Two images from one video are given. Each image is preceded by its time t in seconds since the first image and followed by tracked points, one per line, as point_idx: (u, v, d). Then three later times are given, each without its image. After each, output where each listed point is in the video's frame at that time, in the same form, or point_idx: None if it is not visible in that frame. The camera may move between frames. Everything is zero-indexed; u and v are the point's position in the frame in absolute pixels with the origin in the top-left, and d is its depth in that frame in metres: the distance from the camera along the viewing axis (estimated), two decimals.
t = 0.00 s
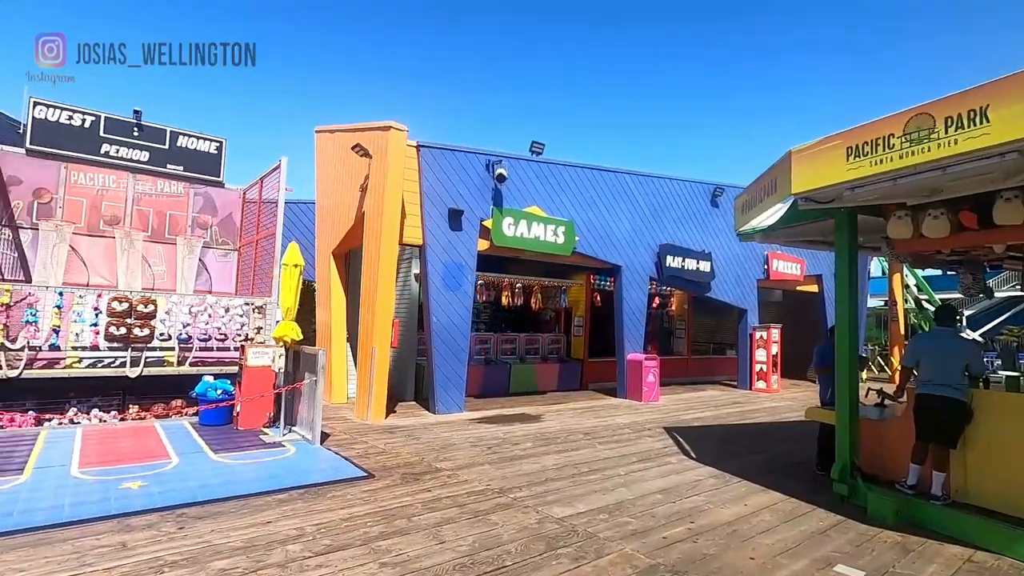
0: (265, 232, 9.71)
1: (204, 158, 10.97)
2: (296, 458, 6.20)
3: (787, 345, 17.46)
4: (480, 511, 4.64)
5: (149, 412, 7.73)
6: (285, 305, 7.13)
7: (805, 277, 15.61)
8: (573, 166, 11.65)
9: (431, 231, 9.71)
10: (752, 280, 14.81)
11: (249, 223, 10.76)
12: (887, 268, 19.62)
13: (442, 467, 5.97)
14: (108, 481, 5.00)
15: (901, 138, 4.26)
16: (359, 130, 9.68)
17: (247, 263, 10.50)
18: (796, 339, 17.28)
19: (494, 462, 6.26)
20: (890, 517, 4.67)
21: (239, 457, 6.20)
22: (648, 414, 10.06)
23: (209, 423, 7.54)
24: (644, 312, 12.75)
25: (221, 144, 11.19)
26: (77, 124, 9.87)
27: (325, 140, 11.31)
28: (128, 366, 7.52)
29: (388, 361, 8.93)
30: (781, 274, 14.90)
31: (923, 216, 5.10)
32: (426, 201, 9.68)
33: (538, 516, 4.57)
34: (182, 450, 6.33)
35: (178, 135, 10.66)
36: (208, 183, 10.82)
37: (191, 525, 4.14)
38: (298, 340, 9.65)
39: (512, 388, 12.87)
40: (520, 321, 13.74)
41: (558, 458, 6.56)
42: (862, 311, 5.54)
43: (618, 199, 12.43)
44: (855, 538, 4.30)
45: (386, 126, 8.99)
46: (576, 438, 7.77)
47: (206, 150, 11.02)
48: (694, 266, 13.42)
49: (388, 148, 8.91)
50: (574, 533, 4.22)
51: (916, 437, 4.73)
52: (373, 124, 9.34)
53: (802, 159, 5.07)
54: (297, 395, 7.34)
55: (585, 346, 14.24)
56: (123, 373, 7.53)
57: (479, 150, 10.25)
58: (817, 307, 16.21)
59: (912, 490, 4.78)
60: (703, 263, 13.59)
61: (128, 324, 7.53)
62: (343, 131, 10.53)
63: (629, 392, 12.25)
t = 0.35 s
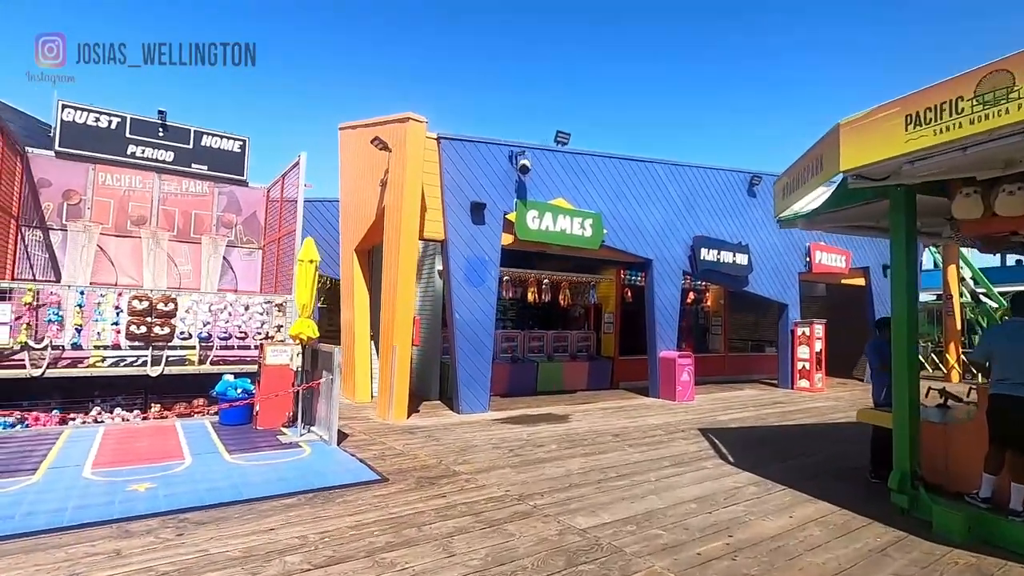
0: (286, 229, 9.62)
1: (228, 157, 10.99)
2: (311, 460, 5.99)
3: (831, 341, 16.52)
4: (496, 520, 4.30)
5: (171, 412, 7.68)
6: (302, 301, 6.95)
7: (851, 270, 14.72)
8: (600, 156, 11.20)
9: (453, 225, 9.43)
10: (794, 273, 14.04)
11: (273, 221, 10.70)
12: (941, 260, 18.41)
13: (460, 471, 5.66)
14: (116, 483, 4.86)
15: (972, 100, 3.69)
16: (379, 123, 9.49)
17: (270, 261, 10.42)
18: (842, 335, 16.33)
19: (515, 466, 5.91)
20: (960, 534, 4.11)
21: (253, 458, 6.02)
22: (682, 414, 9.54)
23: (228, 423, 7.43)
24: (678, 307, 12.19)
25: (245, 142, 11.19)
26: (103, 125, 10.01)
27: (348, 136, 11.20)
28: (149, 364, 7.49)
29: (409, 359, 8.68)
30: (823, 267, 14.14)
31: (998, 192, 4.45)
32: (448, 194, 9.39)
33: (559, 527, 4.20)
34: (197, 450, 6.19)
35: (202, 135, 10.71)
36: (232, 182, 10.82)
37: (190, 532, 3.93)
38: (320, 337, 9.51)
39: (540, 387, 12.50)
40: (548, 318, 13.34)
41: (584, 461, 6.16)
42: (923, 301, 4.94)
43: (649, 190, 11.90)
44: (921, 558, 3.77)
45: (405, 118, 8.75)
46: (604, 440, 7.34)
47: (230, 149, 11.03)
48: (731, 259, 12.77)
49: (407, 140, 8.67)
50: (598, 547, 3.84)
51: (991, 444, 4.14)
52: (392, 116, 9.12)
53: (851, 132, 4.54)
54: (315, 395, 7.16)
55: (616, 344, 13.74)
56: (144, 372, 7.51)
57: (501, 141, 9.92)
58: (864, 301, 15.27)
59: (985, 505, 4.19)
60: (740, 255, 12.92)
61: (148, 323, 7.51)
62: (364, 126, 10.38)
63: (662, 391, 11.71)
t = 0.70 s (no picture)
0: (316, 226, 9.58)
1: (262, 155, 11.09)
2: (332, 461, 5.85)
3: (890, 343, 15.44)
4: (513, 536, 4.00)
5: (202, 408, 7.74)
6: (325, 300, 6.83)
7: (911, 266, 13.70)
8: (637, 147, 10.70)
9: (483, 221, 9.17)
10: (847, 270, 13.15)
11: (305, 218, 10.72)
12: (1014, 255, 16.95)
13: (482, 478, 5.39)
14: (135, 482, 4.82)
15: None
16: (407, 118, 9.30)
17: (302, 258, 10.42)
18: (901, 336, 15.23)
19: (541, 473, 5.60)
20: None
21: (274, 458, 5.93)
22: (724, 419, 8.99)
23: (257, 420, 7.41)
24: (720, 306, 11.58)
25: (278, 140, 11.28)
26: (143, 126, 10.26)
27: (380, 133, 11.10)
28: (180, 361, 7.57)
29: (437, 358, 8.49)
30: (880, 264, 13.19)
31: None
32: (477, 189, 9.14)
33: (581, 546, 3.86)
34: (221, 449, 6.15)
35: (237, 133, 10.85)
36: (265, 180, 10.92)
37: (196, 538, 3.80)
38: (352, 336, 9.49)
39: (574, 387, 12.12)
40: (583, 316, 12.93)
41: (615, 470, 5.78)
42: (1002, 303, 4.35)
43: (689, 182, 11.33)
44: None
45: (432, 111, 8.53)
46: (638, 446, 6.94)
47: (264, 147, 11.13)
48: (778, 255, 12.06)
49: (434, 134, 8.45)
50: (622, 572, 3.49)
51: None
52: (419, 110, 8.93)
53: (917, 111, 3.99)
54: (339, 394, 7.04)
55: (654, 343, 13.20)
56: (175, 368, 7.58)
57: (533, 133, 9.58)
58: (927, 300, 14.18)
59: None
60: (788, 251, 12.17)
61: (178, 320, 7.59)
62: (394, 122, 10.25)
63: (702, 394, 11.15)
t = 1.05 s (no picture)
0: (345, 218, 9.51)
1: (295, 149, 11.13)
2: (350, 456, 5.69)
3: (956, 342, 14.27)
4: (527, 546, 3.69)
5: (231, 399, 7.78)
6: (346, 291, 6.70)
7: (982, 259, 12.57)
8: (676, 133, 10.15)
9: (511, 212, 8.86)
10: (908, 262, 12.17)
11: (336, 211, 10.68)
12: None
13: (501, 479, 5.10)
14: (149, 473, 4.78)
15: None
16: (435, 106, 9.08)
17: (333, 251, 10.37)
18: (969, 335, 14.04)
19: (564, 476, 5.26)
20: None
21: (292, 451, 5.81)
22: (768, 422, 8.40)
23: (282, 413, 7.37)
24: (765, 301, 10.89)
25: (310, 134, 11.30)
26: (179, 121, 10.38)
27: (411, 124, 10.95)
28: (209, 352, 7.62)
29: (463, 352, 8.25)
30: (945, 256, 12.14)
31: None
32: (506, 178, 8.84)
33: (601, 560, 3.51)
34: (242, 441, 6.10)
35: (270, 127, 10.91)
36: (297, 173, 10.96)
37: (197, 535, 3.66)
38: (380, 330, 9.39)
39: (608, 384, 11.70)
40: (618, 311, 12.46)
41: (644, 475, 5.39)
42: None
43: (732, 170, 10.68)
44: None
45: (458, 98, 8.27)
46: (672, 448, 6.50)
47: (297, 141, 11.17)
48: (831, 247, 11.26)
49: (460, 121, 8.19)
50: None
51: None
52: (446, 99, 8.69)
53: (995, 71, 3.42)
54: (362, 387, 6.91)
55: (694, 340, 12.59)
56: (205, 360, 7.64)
57: (564, 120, 9.19)
58: (999, 296, 13.00)
59: None
60: (841, 242, 11.35)
61: (207, 312, 7.62)
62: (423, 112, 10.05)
63: (746, 394, 10.52)
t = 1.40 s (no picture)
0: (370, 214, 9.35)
1: (322, 145, 11.07)
2: (366, 460, 5.47)
3: None
4: (544, 568, 3.35)
5: (255, 398, 7.71)
6: (365, 289, 6.49)
7: None
8: (715, 120, 9.57)
9: (539, 205, 8.51)
10: (972, 256, 11.20)
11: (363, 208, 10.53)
12: None
13: (522, 488, 4.77)
14: (160, 476, 4.65)
15: None
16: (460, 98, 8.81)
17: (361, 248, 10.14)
18: None
19: (590, 486, 4.89)
20: None
21: (308, 454, 5.63)
22: (816, 428, 7.79)
23: (304, 413, 7.24)
24: (812, 298, 10.19)
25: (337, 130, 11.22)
26: (209, 120, 10.51)
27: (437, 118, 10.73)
28: (232, 350, 7.57)
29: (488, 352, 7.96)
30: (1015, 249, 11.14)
31: None
32: (533, 170, 8.49)
33: None
34: (259, 442, 5.96)
35: (297, 124, 10.90)
36: (324, 170, 10.89)
37: (195, 546, 3.47)
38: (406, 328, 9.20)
39: (642, 385, 11.22)
40: (653, 309, 11.93)
41: (678, 487, 4.96)
42: None
43: (776, 158, 10.02)
44: None
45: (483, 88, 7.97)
46: (710, 457, 6.03)
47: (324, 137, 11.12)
48: (885, 240, 10.46)
49: (484, 112, 7.88)
50: None
51: None
52: (470, 90, 8.40)
53: None
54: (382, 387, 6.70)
55: (734, 339, 11.94)
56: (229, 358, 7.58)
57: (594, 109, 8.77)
58: None
59: None
60: (896, 235, 10.53)
61: (230, 309, 7.58)
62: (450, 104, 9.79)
63: (791, 398, 9.87)
